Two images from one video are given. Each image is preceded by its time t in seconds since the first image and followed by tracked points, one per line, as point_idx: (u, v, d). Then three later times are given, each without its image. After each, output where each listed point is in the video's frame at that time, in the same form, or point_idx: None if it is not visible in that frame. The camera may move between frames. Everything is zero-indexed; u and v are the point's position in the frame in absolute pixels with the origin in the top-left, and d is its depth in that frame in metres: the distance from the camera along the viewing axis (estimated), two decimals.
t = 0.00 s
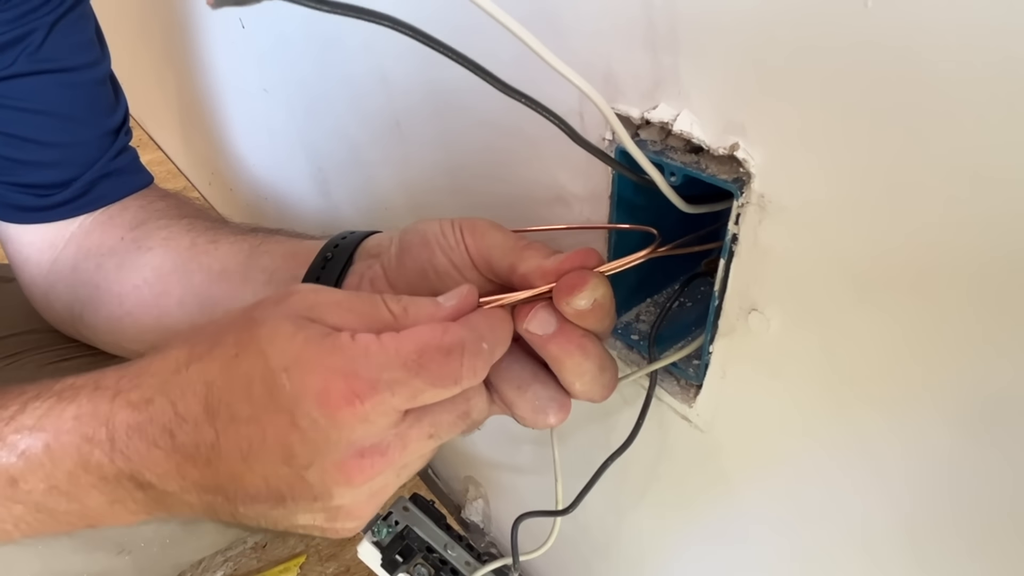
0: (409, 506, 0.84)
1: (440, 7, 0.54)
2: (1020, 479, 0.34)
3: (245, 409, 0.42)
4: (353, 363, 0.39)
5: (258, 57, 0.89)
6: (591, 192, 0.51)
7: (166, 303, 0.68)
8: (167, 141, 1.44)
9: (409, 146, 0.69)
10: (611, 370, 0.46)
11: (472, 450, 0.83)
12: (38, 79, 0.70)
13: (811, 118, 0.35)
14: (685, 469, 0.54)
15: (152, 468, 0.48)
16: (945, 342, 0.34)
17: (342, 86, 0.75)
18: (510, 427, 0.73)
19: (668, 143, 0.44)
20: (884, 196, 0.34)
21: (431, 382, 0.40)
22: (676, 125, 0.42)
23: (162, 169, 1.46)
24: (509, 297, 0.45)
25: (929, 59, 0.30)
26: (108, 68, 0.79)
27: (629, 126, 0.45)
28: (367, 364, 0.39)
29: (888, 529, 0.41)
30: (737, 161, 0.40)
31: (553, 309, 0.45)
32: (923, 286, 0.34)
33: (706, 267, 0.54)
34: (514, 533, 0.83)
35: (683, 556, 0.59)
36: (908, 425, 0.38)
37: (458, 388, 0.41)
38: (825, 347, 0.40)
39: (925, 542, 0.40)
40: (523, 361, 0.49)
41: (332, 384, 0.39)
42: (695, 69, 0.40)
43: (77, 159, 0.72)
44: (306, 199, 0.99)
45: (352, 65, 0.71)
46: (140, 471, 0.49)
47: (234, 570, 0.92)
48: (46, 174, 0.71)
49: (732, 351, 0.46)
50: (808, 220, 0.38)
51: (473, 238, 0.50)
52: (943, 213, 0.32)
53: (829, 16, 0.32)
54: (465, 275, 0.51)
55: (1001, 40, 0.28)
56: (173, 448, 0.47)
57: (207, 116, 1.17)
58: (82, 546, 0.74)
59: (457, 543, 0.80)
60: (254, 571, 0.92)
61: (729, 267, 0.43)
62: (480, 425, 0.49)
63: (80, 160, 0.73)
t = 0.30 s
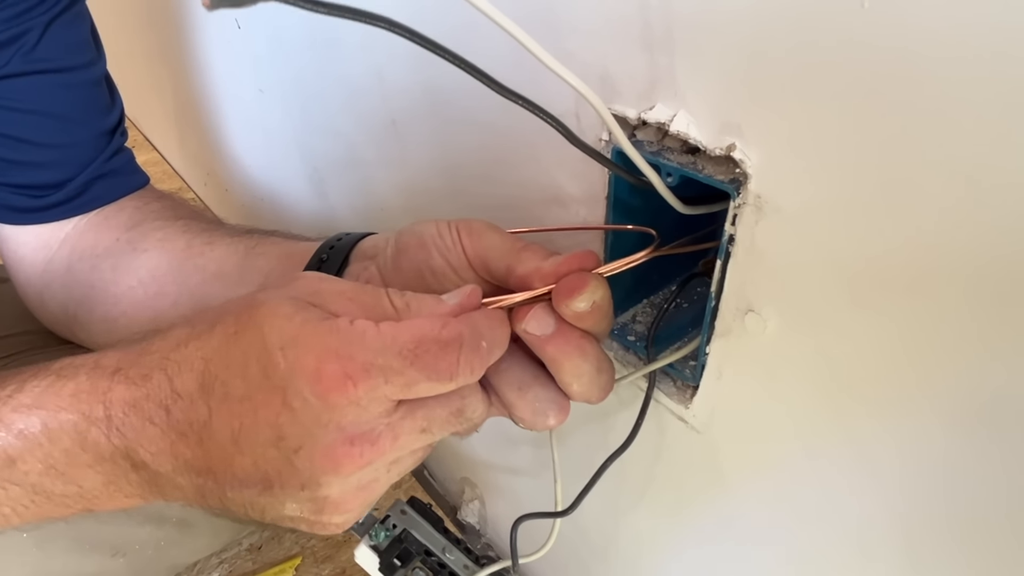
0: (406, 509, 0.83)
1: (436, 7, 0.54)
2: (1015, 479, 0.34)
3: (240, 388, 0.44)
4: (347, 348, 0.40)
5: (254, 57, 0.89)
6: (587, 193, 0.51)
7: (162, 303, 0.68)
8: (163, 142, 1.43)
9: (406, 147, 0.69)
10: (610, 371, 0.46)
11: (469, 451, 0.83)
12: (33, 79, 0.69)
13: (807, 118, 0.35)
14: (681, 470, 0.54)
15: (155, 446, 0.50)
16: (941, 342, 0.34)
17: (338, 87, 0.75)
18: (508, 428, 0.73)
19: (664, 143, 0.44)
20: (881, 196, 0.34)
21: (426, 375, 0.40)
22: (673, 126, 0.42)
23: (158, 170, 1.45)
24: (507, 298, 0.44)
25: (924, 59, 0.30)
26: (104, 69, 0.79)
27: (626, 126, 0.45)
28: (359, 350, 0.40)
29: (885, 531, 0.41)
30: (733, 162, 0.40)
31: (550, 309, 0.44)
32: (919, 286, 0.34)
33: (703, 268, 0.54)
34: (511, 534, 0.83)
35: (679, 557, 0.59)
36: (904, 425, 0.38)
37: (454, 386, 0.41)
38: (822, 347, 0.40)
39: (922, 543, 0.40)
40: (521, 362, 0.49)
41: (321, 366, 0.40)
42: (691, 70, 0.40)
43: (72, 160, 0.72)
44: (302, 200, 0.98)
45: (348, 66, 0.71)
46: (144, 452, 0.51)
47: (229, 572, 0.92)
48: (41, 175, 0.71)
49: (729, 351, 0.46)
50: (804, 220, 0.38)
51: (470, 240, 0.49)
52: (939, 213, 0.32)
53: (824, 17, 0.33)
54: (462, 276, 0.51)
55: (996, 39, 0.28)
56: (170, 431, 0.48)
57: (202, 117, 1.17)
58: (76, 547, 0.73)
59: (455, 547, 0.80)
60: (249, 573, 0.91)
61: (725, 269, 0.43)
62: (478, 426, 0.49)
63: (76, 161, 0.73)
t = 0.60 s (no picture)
0: (404, 510, 0.82)
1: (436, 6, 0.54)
2: (1013, 480, 0.34)
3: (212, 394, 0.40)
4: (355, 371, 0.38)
5: (251, 57, 0.89)
6: (586, 193, 0.51)
7: (159, 304, 0.68)
8: (160, 142, 1.43)
9: (404, 147, 0.68)
10: (605, 371, 0.45)
11: (467, 452, 0.83)
12: (30, 77, 0.70)
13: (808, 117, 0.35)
14: (681, 470, 0.54)
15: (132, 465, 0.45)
16: (941, 340, 0.34)
17: (336, 86, 0.74)
18: (505, 428, 0.73)
19: (663, 143, 0.44)
20: (882, 195, 0.34)
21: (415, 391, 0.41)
22: (672, 125, 0.42)
23: (155, 170, 1.45)
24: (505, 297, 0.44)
25: (924, 58, 0.30)
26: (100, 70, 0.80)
27: (624, 126, 0.45)
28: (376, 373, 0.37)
29: (884, 531, 0.41)
30: (732, 162, 0.40)
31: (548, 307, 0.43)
32: (920, 284, 0.34)
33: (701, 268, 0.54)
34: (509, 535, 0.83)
35: (677, 558, 0.59)
36: (903, 423, 0.37)
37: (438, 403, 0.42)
38: (822, 346, 0.40)
39: (921, 544, 0.39)
40: (515, 360, 0.48)
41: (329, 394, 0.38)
42: (690, 69, 0.40)
43: (69, 158, 0.72)
44: (300, 200, 0.98)
45: (346, 65, 0.71)
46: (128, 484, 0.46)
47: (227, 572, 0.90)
48: (39, 174, 0.71)
49: (728, 352, 0.46)
50: (805, 219, 0.38)
51: (467, 239, 0.49)
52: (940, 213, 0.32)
53: (824, 15, 0.32)
54: (459, 276, 0.51)
55: (996, 37, 0.28)
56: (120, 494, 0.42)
57: (199, 116, 1.16)
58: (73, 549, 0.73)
59: (453, 547, 0.79)
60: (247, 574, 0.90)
61: (724, 269, 0.43)
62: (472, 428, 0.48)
63: (74, 159, 0.72)
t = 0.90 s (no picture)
0: (408, 514, 0.82)
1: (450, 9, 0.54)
2: None
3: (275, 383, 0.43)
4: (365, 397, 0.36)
5: (263, 58, 0.89)
6: (599, 201, 0.51)
7: (162, 304, 0.68)
8: (169, 143, 1.43)
9: (416, 152, 0.68)
10: (622, 382, 0.46)
11: (471, 461, 0.82)
12: (26, 75, 0.69)
13: (829, 126, 0.35)
14: (689, 483, 0.53)
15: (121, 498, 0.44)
16: (963, 357, 0.33)
17: (348, 90, 0.74)
18: (511, 437, 0.72)
19: (679, 151, 0.43)
20: (903, 207, 0.33)
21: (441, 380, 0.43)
22: (690, 133, 0.42)
23: (164, 170, 1.45)
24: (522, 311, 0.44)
25: (948, 66, 0.29)
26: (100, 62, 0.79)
27: (641, 133, 0.45)
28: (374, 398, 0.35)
29: (897, 553, 0.40)
30: (751, 171, 0.40)
31: (566, 321, 0.43)
32: (941, 299, 0.33)
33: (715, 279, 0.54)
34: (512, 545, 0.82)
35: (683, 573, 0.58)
36: (922, 442, 0.36)
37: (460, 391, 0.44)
38: (839, 361, 0.39)
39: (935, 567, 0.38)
40: (524, 371, 0.48)
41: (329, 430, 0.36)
42: (710, 77, 0.39)
43: (70, 157, 0.72)
44: (309, 203, 0.98)
45: (359, 69, 0.70)
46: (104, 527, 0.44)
47: None
48: (39, 173, 0.70)
49: (741, 365, 0.45)
50: (824, 230, 0.37)
51: (480, 248, 0.49)
52: (963, 225, 0.31)
53: (846, 22, 0.32)
54: (471, 285, 0.50)
55: None
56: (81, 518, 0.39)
57: (209, 118, 1.16)
58: (72, 549, 0.73)
59: (456, 554, 0.78)
60: None
61: (739, 280, 0.42)
62: (486, 442, 0.48)
63: (75, 158, 0.72)
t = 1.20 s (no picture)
0: (414, 515, 0.80)
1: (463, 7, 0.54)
2: None
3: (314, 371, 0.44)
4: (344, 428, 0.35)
5: (274, 56, 0.89)
6: (610, 201, 0.50)
7: (171, 300, 0.68)
8: (180, 141, 1.43)
9: (427, 151, 0.68)
10: (631, 384, 0.46)
11: (477, 461, 0.82)
12: (37, 71, 0.70)
13: (844, 126, 0.34)
14: (697, 487, 0.53)
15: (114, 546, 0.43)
16: (979, 363, 0.33)
17: (359, 88, 0.74)
18: (518, 438, 0.72)
19: (692, 152, 0.43)
20: (920, 209, 0.33)
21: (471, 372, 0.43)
22: (703, 134, 0.41)
23: (175, 167, 1.46)
24: (532, 312, 0.44)
25: (968, 64, 0.29)
26: (111, 57, 0.79)
27: (653, 134, 0.44)
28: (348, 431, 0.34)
29: (907, 561, 0.40)
30: (764, 173, 0.39)
31: (575, 322, 0.43)
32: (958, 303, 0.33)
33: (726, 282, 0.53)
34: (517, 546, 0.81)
35: None
36: (937, 448, 0.36)
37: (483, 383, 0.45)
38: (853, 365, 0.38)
39: None
40: (533, 371, 0.47)
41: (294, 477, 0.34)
42: (724, 77, 0.39)
43: (80, 152, 0.72)
44: (318, 200, 0.98)
45: (371, 68, 0.70)
46: None
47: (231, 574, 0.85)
48: (49, 168, 0.71)
49: (752, 368, 0.45)
50: (839, 233, 0.37)
51: (490, 247, 0.48)
52: (981, 228, 0.31)
53: (865, 22, 0.32)
54: (481, 285, 0.50)
55: None
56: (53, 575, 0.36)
57: (220, 115, 1.16)
58: (79, 544, 0.73)
59: (463, 555, 0.78)
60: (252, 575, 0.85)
61: (751, 282, 0.42)
62: (494, 441, 0.48)
63: (85, 153, 0.72)
